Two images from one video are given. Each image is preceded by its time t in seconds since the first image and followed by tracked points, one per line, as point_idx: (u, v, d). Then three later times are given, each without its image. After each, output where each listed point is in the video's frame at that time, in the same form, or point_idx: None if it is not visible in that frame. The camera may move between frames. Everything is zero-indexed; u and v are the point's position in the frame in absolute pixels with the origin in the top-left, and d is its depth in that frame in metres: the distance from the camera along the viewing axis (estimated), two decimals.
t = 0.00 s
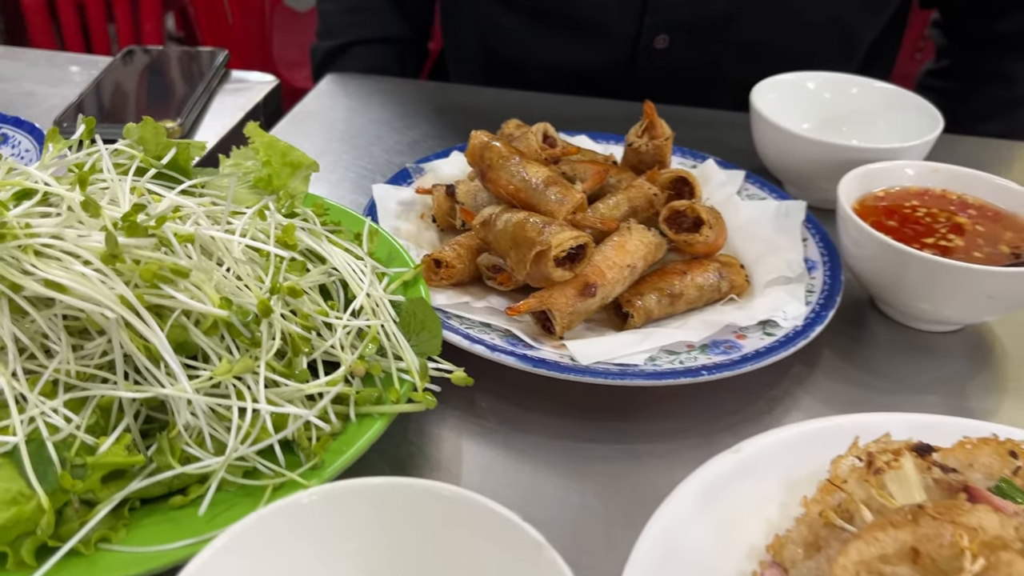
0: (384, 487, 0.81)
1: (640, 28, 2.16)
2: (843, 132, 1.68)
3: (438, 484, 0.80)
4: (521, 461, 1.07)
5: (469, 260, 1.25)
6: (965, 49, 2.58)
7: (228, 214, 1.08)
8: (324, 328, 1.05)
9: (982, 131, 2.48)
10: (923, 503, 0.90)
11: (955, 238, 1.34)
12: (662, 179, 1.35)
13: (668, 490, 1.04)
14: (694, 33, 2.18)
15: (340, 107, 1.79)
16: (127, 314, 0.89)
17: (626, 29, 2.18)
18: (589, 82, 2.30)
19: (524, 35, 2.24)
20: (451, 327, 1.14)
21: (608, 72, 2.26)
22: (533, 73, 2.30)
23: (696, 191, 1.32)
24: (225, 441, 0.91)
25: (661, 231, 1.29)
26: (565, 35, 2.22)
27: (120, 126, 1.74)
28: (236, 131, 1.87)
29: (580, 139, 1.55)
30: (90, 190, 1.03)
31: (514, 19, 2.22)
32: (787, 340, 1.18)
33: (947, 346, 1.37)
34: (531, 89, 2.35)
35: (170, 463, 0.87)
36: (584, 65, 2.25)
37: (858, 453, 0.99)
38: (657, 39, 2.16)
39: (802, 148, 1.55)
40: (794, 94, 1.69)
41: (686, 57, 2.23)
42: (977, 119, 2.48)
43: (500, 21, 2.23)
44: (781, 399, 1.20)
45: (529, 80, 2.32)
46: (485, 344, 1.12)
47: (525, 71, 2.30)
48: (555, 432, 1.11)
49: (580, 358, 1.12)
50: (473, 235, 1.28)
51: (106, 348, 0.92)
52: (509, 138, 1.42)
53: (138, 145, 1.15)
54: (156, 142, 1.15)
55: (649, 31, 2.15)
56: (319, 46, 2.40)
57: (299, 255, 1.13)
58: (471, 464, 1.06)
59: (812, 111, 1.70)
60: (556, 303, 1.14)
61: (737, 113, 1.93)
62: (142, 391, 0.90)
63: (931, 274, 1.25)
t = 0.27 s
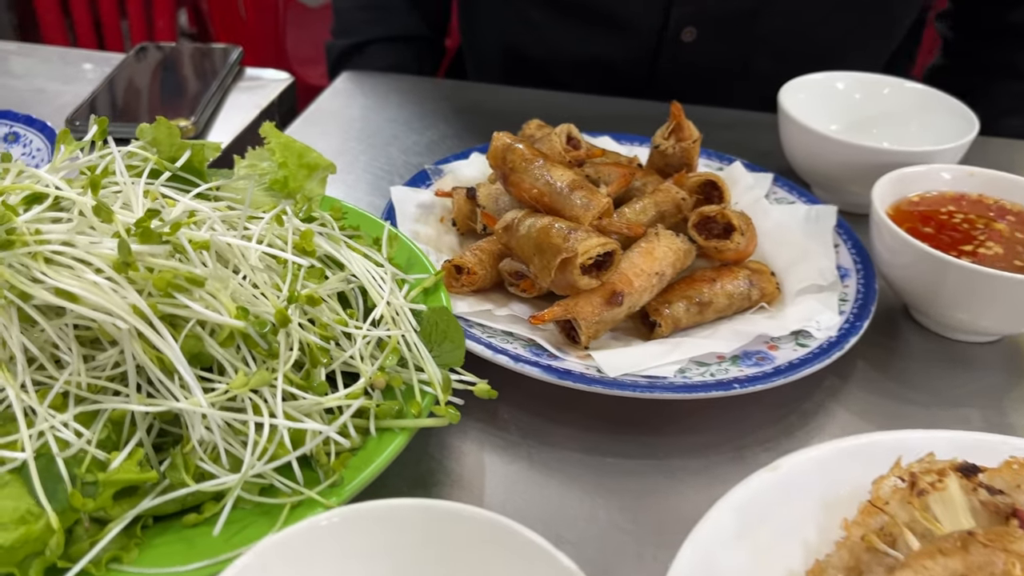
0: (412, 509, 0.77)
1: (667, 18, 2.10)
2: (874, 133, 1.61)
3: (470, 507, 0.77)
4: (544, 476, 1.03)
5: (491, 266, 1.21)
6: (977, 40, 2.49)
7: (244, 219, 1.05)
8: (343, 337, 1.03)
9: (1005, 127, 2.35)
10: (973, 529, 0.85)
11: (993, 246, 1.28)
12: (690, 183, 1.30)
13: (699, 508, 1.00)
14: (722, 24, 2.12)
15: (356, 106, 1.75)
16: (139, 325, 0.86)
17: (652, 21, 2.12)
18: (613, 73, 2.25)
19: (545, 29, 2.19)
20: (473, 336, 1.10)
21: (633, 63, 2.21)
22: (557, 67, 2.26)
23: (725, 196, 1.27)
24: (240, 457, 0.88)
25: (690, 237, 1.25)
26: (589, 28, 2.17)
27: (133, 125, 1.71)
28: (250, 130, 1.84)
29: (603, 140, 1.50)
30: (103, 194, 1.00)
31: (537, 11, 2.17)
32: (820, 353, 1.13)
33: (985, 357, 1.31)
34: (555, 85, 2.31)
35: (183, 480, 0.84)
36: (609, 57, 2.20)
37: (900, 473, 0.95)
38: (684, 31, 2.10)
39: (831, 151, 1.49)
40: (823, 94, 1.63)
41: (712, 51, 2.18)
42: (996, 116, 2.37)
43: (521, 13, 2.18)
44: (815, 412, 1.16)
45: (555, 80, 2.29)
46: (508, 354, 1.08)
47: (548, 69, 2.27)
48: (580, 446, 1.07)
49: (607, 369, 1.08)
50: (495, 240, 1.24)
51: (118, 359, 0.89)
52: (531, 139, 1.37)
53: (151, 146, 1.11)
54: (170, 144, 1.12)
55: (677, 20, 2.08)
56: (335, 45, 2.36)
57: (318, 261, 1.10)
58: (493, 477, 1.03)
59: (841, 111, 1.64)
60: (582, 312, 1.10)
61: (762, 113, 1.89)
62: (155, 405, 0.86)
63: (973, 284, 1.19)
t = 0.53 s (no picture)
0: (425, 529, 0.73)
1: (679, 10, 2.05)
2: (899, 133, 1.56)
3: (486, 527, 0.73)
4: (561, 489, 0.99)
5: (505, 269, 1.16)
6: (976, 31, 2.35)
7: (251, 221, 1.03)
8: (353, 343, 1.00)
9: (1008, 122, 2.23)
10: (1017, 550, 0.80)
11: None
12: (712, 184, 1.25)
13: (725, 523, 0.96)
14: (736, 15, 2.07)
15: (365, 102, 1.71)
16: (140, 332, 0.82)
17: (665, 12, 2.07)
18: (628, 65, 2.19)
19: (555, 24, 2.14)
20: (489, 343, 1.06)
21: (647, 55, 2.16)
22: (566, 63, 2.21)
23: (749, 197, 1.22)
24: (246, 471, 0.84)
25: (712, 240, 1.20)
26: (599, 21, 2.13)
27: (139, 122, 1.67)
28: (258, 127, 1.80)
29: (620, 139, 1.46)
30: (104, 194, 0.96)
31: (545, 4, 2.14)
32: (848, 361, 1.08)
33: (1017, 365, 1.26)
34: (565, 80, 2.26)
35: (186, 495, 0.80)
36: (622, 50, 2.15)
37: (937, 490, 0.90)
38: (697, 23, 2.06)
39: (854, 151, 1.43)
40: (845, 91, 1.59)
41: (728, 43, 2.12)
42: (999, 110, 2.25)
43: (530, 6, 2.15)
44: (844, 421, 1.11)
45: (566, 76, 2.24)
46: (525, 361, 1.04)
47: (559, 65, 2.23)
48: (599, 458, 1.02)
49: (627, 378, 1.04)
50: (509, 242, 1.19)
51: (119, 367, 0.85)
52: (546, 137, 1.33)
53: (156, 143, 1.08)
54: (175, 142, 1.08)
55: (690, 12, 2.04)
56: (342, 42, 2.31)
57: (328, 263, 1.07)
58: (507, 484, 0.99)
59: (865, 109, 1.59)
60: (600, 318, 1.06)
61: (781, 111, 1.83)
62: (157, 417, 0.82)
63: (1007, 290, 1.14)
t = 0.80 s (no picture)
0: (429, 553, 0.69)
1: (689, 8, 2.01)
2: (915, 132, 1.52)
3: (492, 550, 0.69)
4: (569, 503, 0.95)
5: (511, 273, 1.12)
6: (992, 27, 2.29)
7: (248, 224, 0.99)
8: (354, 352, 0.97)
9: None
10: None
11: None
12: (725, 184, 1.21)
13: (739, 539, 0.92)
14: (747, 12, 2.02)
15: (367, 100, 1.67)
16: (130, 342, 0.79)
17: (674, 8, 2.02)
18: (636, 62, 2.15)
19: (562, 21, 2.10)
20: (494, 351, 1.01)
21: (654, 52, 2.11)
22: (574, 59, 2.17)
23: (763, 198, 1.18)
24: (241, 487, 0.80)
25: (725, 243, 1.16)
26: (608, 19, 2.08)
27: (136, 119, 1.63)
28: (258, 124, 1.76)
29: (629, 138, 1.41)
30: (95, 196, 0.93)
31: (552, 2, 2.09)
32: (868, 370, 1.04)
33: None
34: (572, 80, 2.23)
35: (178, 513, 0.76)
36: (630, 47, 2.10)
37: (963, 508, 0.86)
38: (707, 19, 2.02)
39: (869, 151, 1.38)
40: (860, 88, 1.54)
41: (739, 40, 2.08)
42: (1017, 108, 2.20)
43: (537, 3, 2.10)
44: (863, 432, 1.07)
45: (572, 73, 2.20)
46: (532, 370, 1.00)
47: (566, 62, 2.18)
48: (607, 470, 0.99)
49: (638, 389, 1.00)
50: (515, 244, 1.15)
51: (108, 377, 0.82)
52: (553, 136, 1.28)
53: (150, 142, 1.04)
54: (170, 140, 1.04)
55: (699, 9, 2.00)
56: (343, 38, 2.28)
57: (328, 268, 1.03)
58: (512, 488, 0.96)
59: (880, 107, 1.55)
60: (610, 324, 1.02)
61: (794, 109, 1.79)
62: (147, 430, 0.79)
63: None
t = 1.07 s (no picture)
0: None
1: (696, 9, 1.98)
2: (930, 134, 1.48)
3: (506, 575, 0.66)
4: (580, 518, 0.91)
5: (520, 278, 1.08)
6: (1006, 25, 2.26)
7: (249, 229, 0.95)
8: (358, 362, 0.94)
9: None
10: None
11: None
12: (739, 187, 1.17)
13: (758, 557, 0.88)
14: (757, 13, 1.99)
15: (369, 99, 1.63)
16: (125, 354, 0.75)
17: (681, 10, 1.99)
18: (641, 64, 2.12)
19: (566, 22, 2.06)
20: (503, 360, 0.98)
21: (660, 56, 2.09)
22: (579, 61, 2.14)
23: (779, 201, 1.14)
24: (241, 506, 0.77)
25: (741, 247, 1.12)
26: (614, 19, 2.05)
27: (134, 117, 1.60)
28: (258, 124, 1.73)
29: (638, 136, 1.34)
30: (89, 200, 0.89)
31: (557, 2, 2.05)
32: (889, 380, 1.00)
33: None
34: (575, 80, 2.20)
35: (175, 534, 0.73)
36: (636, 49, 2.08)
37: (994, 526, 0.82)
38: (716, 21, 1.99)
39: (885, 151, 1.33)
40: (874, 88, 1.50)
41: (749, 39, 2.04)
42: None
43: (540, 3, 2.06)
44: (884, 443, 1.03)
45: (575, 73, 2.16)
46: (542, 380, 0.96)
47: (569, 63, 2.15)
48: (620, 484, 0.95)
49: (653, 401, 0.96)
50: (524, 248, 1.10)
51: (103, 391, 0.78)
52: (561, 136, 1.23)
53: (146, 144, 1.00)
54: (167, 141, 1.00)
55: (707, 10, 1.96)
56: (347, 35, 2.24)
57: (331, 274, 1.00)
58: (521, 499, 0.93)
59: (893, 108, 1.51)
60: (622, 333, 0.99)
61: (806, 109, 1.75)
62: (144, 446, 0.76)
63: None
